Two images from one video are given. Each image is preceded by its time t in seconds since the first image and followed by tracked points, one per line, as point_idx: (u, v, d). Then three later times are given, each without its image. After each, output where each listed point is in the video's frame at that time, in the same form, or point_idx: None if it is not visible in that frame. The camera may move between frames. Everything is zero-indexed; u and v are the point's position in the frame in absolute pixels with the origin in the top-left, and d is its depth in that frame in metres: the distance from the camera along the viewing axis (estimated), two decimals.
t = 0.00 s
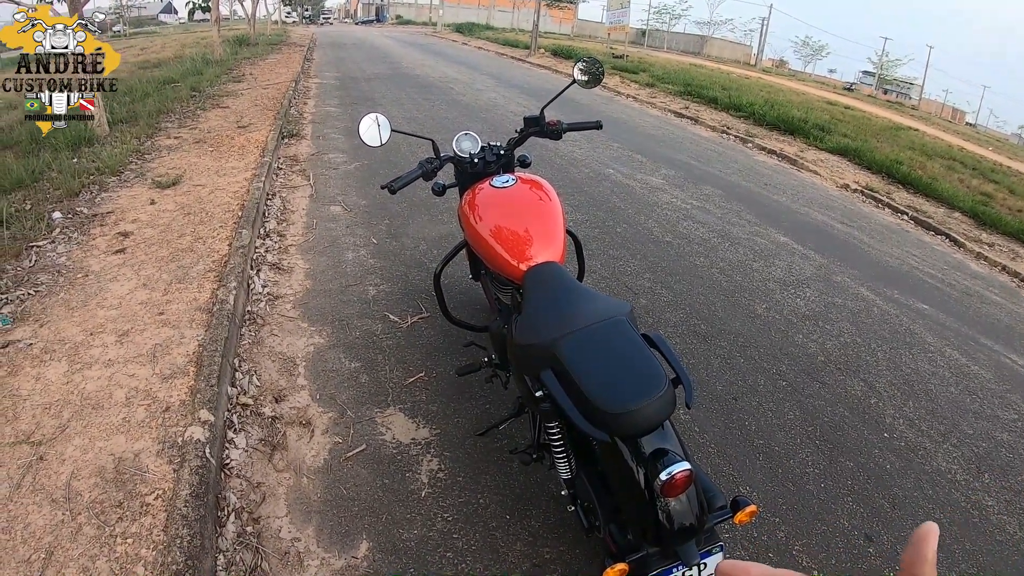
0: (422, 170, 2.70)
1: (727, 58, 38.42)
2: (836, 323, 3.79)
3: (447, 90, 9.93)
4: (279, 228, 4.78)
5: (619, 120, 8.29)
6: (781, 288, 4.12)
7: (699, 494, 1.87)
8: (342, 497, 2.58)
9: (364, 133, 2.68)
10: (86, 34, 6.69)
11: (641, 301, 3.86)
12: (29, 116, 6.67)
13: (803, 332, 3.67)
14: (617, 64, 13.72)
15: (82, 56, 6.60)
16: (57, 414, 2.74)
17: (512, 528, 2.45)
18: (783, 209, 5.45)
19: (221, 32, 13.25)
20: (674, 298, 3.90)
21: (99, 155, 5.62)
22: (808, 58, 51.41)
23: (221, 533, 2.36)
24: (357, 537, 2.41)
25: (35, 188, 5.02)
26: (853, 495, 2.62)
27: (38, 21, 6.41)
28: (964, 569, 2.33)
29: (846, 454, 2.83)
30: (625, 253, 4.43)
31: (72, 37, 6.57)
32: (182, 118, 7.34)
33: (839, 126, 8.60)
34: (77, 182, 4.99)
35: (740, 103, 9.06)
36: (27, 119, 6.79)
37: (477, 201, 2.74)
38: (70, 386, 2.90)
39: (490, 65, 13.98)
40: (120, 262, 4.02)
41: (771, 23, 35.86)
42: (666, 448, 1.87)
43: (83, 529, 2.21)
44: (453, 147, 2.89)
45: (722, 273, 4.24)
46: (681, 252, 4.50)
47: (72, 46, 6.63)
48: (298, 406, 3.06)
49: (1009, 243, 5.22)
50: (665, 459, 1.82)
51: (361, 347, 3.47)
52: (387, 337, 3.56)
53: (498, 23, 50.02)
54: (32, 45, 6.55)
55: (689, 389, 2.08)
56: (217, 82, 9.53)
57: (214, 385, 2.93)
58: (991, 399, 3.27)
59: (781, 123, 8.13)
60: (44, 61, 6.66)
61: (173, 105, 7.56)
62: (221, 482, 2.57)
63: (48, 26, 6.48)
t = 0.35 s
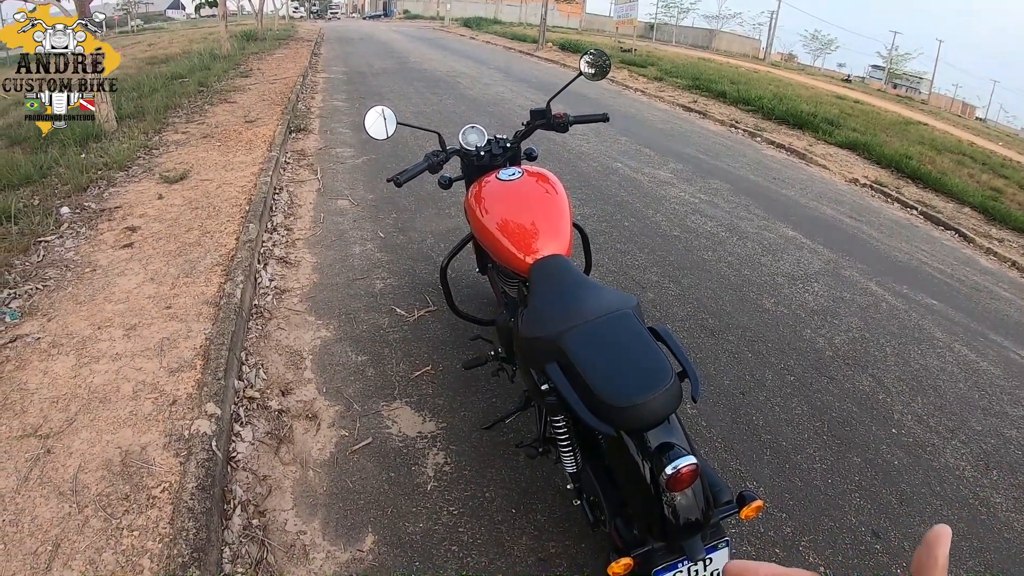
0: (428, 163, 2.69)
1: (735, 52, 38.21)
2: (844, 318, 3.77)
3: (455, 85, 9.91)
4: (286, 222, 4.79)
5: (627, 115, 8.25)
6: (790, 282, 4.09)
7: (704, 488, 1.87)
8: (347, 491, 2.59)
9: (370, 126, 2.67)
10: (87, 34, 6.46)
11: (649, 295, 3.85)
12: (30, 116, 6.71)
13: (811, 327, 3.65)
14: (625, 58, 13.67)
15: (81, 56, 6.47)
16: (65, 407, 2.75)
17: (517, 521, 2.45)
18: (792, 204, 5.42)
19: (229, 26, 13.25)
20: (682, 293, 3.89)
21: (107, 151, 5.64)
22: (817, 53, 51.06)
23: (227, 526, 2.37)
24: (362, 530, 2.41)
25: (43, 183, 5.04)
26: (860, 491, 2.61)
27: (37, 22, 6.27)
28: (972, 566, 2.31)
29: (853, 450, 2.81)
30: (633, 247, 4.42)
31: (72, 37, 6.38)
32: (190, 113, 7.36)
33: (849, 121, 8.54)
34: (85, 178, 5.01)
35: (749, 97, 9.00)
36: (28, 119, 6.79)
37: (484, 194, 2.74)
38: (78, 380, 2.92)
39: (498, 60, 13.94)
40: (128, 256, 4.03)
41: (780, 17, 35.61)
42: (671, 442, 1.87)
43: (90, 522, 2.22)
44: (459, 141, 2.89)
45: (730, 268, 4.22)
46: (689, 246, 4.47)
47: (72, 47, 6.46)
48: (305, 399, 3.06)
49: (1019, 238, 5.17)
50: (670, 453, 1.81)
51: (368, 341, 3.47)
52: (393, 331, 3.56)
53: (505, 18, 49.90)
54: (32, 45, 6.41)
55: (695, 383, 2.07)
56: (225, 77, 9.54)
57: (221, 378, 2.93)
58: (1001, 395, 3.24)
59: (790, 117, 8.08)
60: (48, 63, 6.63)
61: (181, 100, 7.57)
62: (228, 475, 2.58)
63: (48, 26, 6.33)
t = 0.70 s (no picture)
0: (435, 164, 2.69)
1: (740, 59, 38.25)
2: (848, 325, 3.76)
3: (461, 87, 9.92)
4: (290, 221, 4.79)
5: (632, 119, 8.26)
6: (794, 289, 4.08)
7: (707, 493, 1.86)
8: (348, 491, 2.58)
9: (376, 126, 2.67)
10: (87, 34, 6.58)
11: (652, 300, 3.84)
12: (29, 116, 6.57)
13: (814, 334, 3.64)
14: (631, 64, 13.69)
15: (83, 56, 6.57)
16: (65, 401, 2.75)
17: (518, 524, 2.44)
18: (796, 211, 5.41)
19: (236, 25, 13.27)
20: (686, 298, 3.88)
21: (112, 147, 5.65)
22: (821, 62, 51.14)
23: (226, 524, 2.37)
24: (362, 531, 2.41)
25: (47, 178, 5.04)
26: (862, 498, 2.60)
27: (38, 22, 6.37)
28: None
29: (856, 457, 2.80)
30: (637, 252, 4.41)
31: (72, 37, 6.50)
32: (195, 111, 7.37)
33: (854, 129, 8.55)
34: (89, 173, 5.01)
35: (754, 104, 9.01)
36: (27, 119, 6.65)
37: (490, 196, 2.73)
38: (79, 375, 2.91)
39: (504, 63, 13.97)
40: (131, 252, 4.03)
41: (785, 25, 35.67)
42: (676, 446, 1.86)
43: (88, 517, 2.22)
44: (465, 141, 2.89)
45: (734, 274, 4.21)
46: (693, 251, 4.47)
47: (72, 47, 6.57)
48: (306, 398, 3.06)
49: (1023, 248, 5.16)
50: (675, 457, 1.81)
51: (370, 341, 3.47)
52: (396, 332, 3.55)
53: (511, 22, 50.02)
54: (32, 45, 6.52)
55: (700, 387, 2.07)
56: (231, 76, 9.56)
57: (222, 376, 2.93)
58: (1004, 405, 3.23)
59: (795, 125, 8.08)
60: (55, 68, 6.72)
61: (186, 98, 7.58)
62: (228, 473, 2.58)
63: (48, 26, 6.44)
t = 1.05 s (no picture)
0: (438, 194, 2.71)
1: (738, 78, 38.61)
2: (846, 353, 3.77)
3: (463, 112, 10.03)
4: (292, 245, 4.81)
5: (632, 145, 8.33)
6: (793, 317, 4.10)
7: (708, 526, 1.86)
8: (347, 519, 2.57)
9: (380, 155, 2.69)
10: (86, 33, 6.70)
11: (652, 329, 3.85)
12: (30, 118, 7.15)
13: (813, 362, 3.64)
14: (631, 89, 13.85)
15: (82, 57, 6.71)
16: (63, 422, 2.74)
17: (517, 555, 2.43)
18: (795, 237, 5.45)
19: (240, 48, 13.44)
20: (686, 327, 3.89)
21: (115, 165, 5.68)
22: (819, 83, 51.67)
23: (224, 550, 2.36)
24: (361, 559, 2.39)
25: (49, 195, 5.05)
26: (861, 528, 2.59)
27: (38, 22, 6.72)
28: None
29: (855, 487, 2.80)
30: (637, 280, 4.43)
31: (70, 37, 6.71)
32: (198, 131, 7.42)
33: (851, 154, 8.63)
34: (92, 192, 5.03)
35: (753, 130, 9.10)
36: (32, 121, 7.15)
37: (492, 226, 2.75)
38: (78, 395, 2.91)
39: (505, 88, 14.15)
40: (131, 272, 4.04)
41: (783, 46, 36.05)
42: (677, 480, 1.86)
43: (85, 540, 2.21)
44: (468, 171, 2.91)
45: (733, 302, 4.22)
46: (693, 279, 4.49)
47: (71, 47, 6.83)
48: (305, 424, 3.05)
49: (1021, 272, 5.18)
50: (676, 492, 1.80)
51: (370, 367, 3.47)
52: (396, 359, 3.55)
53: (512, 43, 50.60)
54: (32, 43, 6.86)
55: (701, 421, 2.07)
56: (235, 96, 9.64)
57: (222, 400, 2.93)
58: (1003, 432, 3.23)
59: (793, 150, 8.16)
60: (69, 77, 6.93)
61: (190, 118, 7.64)
62: (226, 499, 2.57)
63: (48, 27, 6.74)
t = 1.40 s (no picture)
0: (442, 214, 2.73)
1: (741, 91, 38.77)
2: (850, 369, 3.77)
3: (467, 129, 10.11)
4: (296, 262, 4.85)
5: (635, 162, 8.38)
6: (796, 333, 4.10)
7: (710, 544, 1.86)
8: (350, 535, 2.57)
9: (385, 174, 2.72)
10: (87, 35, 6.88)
11: (655, 346, 3.86)
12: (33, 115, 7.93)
13: (816, 379, 3.64)
14: (634, 106, 13.94)
15: (82, 56, 6.82)
16: (69, 436, 2.76)
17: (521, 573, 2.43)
18: (798, 253, 5.46)
19: (246, 65, 13.58)
20: (689, 344, 3.90)
21: (122, 180, 5.74)
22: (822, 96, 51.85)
23: (228, 565, 2.36)
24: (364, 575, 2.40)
25: (56, 209, 5.10)
26: (865, 543, 2.58)
27: (38, 22, 6.79)
28: None
29: (859, 503, 2.79)
30: (640, 297, 4.44)
31: (71, 37, 6.88)
32: (204, 147, 7.49)
33: (854, 169, 8.66)
34: (98, 207, 5.08)
35: (755, 146, 9.14)
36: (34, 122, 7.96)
37: (495, 245, 2.77)
38: (83, 409, 2.93)
39: (509, 105, 14.27)
40: (137, 287, 4.07)
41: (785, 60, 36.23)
42: (679, 498, 1.87)
43: (89, 553, 2.22)
44: (472, 191, 2.94)
45: (736, 319, 4.23)
46: (695, 296, 4.51)
47: (71, 46, 6.96)
48: (310, 441, 3.07)
49: None
50: (678, 509, 1.81)
51: (375, 385, 3.48)
52: (400, 376, 3.57)
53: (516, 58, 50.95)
54: (31, 44, 6.94)
55: (703, 440, 2.08)
56: (240, 112, 9.74)
57: (227, 416, 2.94)
58: (1008, 447, 3.22)
59: (795, 166, 8.19)
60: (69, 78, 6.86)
61: (196, 134, 7.72)
62: (231, 514, 2.58)
63: (47, 26, 6.84)
